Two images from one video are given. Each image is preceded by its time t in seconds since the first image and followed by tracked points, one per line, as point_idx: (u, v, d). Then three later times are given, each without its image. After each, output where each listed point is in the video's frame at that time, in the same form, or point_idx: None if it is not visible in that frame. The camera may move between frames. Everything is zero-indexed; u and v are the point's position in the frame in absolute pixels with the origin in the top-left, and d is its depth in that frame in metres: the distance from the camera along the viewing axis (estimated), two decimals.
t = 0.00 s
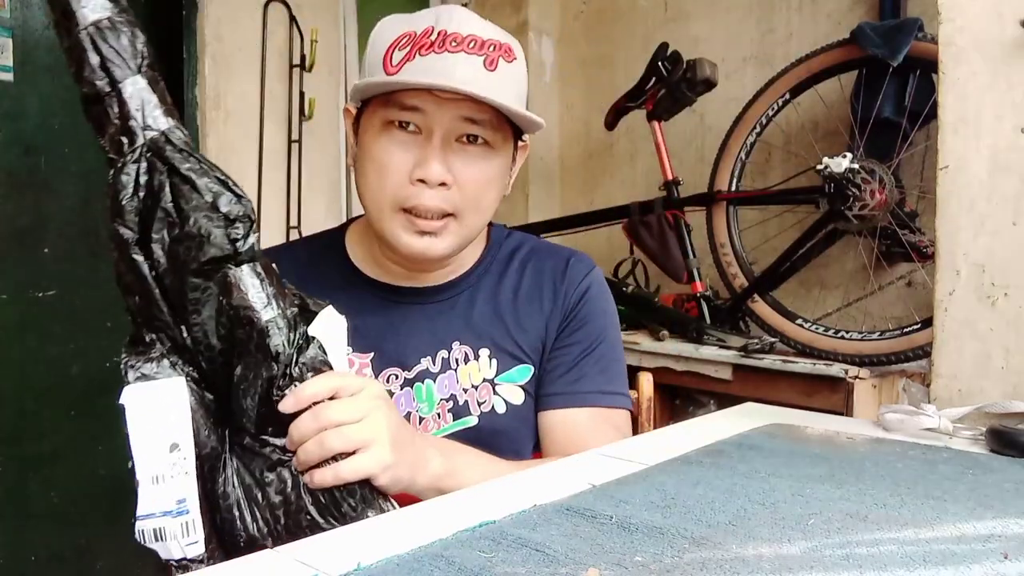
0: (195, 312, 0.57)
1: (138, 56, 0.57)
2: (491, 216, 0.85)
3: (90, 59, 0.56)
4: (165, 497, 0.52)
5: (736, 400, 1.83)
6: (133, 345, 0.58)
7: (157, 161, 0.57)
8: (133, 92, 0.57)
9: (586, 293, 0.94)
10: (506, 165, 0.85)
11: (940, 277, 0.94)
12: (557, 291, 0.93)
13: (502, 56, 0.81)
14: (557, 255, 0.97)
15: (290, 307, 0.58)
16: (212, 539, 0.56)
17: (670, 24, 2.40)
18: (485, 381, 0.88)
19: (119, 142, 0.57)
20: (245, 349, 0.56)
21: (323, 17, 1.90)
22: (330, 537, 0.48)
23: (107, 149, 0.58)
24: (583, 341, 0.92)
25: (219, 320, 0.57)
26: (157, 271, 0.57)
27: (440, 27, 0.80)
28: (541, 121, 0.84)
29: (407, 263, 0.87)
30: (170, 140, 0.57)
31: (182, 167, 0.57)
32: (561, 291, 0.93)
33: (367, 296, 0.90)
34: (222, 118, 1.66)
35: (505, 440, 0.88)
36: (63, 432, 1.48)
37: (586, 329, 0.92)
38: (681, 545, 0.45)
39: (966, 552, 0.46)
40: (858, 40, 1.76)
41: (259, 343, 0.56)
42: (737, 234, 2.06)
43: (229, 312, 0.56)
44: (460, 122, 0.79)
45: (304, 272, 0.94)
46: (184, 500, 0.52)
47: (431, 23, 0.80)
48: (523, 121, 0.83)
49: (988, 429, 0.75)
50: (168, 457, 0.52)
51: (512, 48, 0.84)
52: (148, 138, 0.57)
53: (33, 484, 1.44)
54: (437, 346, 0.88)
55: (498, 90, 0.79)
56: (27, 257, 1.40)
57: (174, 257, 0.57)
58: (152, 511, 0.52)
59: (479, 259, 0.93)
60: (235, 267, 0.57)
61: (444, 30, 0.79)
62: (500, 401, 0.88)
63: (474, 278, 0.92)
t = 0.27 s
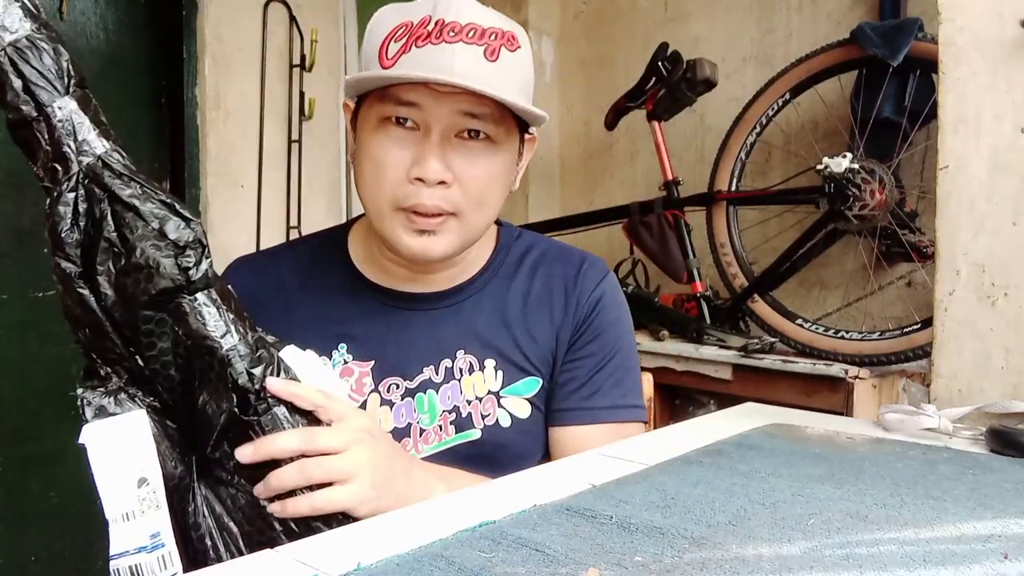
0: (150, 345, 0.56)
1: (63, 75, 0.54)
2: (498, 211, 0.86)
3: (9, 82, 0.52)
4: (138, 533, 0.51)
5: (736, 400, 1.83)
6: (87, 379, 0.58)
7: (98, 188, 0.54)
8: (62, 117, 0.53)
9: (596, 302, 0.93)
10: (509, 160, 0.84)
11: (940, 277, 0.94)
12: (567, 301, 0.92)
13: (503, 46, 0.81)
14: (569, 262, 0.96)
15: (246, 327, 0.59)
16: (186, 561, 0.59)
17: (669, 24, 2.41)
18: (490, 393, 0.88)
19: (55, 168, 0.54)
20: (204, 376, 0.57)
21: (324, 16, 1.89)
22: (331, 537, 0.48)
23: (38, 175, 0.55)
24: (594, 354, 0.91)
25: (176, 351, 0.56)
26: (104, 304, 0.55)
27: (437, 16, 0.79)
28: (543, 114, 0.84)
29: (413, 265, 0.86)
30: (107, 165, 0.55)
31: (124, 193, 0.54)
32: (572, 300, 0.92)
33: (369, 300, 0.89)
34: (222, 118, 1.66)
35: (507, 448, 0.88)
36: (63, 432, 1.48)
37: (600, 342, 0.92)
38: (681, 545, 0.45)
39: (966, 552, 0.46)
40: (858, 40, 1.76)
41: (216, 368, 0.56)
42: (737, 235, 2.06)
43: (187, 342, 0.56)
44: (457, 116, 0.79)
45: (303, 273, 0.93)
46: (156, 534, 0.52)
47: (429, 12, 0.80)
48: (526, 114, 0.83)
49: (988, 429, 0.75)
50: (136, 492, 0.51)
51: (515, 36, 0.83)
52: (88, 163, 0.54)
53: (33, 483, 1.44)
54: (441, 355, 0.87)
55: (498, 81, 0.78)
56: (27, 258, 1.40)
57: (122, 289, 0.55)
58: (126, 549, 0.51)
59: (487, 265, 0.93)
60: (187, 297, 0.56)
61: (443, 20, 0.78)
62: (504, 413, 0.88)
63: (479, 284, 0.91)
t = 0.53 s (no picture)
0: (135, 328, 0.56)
1: (66, 54, 0.56)
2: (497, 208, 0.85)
3: (13, 61, 0.54)
4: (111, 522, 0.51)
5: (736, 400, 1.83)
6: (68, 363, 0.57)
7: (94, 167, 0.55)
8: (63, 95, 0.55)
9: (599, 310, 0.94)
10: (507, 155, 0.85)
11: (940, 277, 0.94)
12: (570, 308, 0.93)
13: (501, 38, 0.80)
14: (571, 268, 0.96)
15: (234, 318, 0.59)
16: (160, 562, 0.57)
17: (670, 24, 2.41)
18: (489, 398, 0.89)
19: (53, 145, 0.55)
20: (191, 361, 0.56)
21: (324, 16, 1.89)
22: (332, 537, 0.48)
23: (35, 154, 0.57)
24: (598, 364, 0.93)
25: (163, 336, 0.56)
26: (93, 283, 0.56)
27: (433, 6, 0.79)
28: (541, 108, 0.84)
29: (409, 265, 0.85)
30: (105, 146, 0.56)
31: (121, 173, 0.56)
32: (575, 307, 0.93)
33: (367, 302, 0.88)
34: (222, 118, 1.66)
35: (505, 452, 0.89)
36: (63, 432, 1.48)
37: (604, 353, 0.93)
38: (681, 545, 0.45)
39: (966, 552, 0.46)
40: (858, 40, 1.76)
41: (206, 353, 0.56)
42: (737, 234, 2.06)
43: (176, 327, 0.56)
44: (454, 108, 0.79)
45: (298, 271, 0.92)
46: (131, 525, 0.52)
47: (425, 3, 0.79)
48: (524, 108, 0.83)
49: (988, 429, 0.75)
50: (114, 478, 0.51)
51: (514, 28, 0.82)
52: (86, 142, 0.56)
53: (33, 483, 1.44)
54: (439, 359, 0.87)
55: (494, 74, 0.78)
56: (27, 258, 1.40)
57: (112, 268, 0.56)
58: (99, 538, 0.51)
59: (486, 265, 0.92)
60: (178, 280, 0.56)
61: (439, 11, 0.78)
62: (503, 419, 0.89)
63: (479, 286, 0.91)
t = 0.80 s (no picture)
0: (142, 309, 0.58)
1: (61, 41, 0.59)
2: (502, 208, 0.86)
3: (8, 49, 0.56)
4: (125, 509, 0.53)
5: (736, 400, 1.83)
6: (73, 350, 0.58)
7: (96, 151, 0.58)
8: (59, 79, 0.57)
9: (600, 315, 0.96)
10: (512, 156, 0.85)
11: (940, 277, 0.94)
12: (572, 313, 0.94)
13: (509, 38, 0.80)
14: (572, 272, 0.97)
15: (242, 301, 0.61)
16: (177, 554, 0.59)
17: (670, 24, 2.40)
18: (493, 400, 0.89)
19: (52, 132, 0.57)
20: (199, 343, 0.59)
21: (324, 16, 1.89)
22: (332, 537, 0.49)
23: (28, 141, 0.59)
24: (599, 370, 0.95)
25: (170, 316, 0.59)
26: (100, 266, 0.58)
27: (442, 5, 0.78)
28: (551, 107, 0.84)
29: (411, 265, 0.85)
30: (104, 130, 0.59)
31: (124, 157, 0.59)
32: (576, 312, 0.94)
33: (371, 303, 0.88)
34: (222, 118, 1.67)
35: (506, 454, 0.89)
36: (63, 432, 1.48)
37: (604, 360, 0.95)
38: (681, 545, 0.45)
39: (966, 552, 0.46)
40: (858, 39, 1.76)
41: (215, 334, 0.59)
42: (737, 234, 2.06)
43: (184, 306, 0.59)
44: (463, 106, 0.79)
45: (298, 267, 0.91)
46: (145, 511, 0.54)
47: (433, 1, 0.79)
48: (533, 106, 0.84)
49: (988, 429, 0.75)
50: (127, 463, 0.53)
51: (520, 29, 0.82)
52: (86, 128, 0.59)
53: (33, 483, 1.45)
54: (443, 360, 0.87)
55: (502, 73, 0.78)
56: (27, 258, 1.40)
57: (121, 249, 0.58)
58: (114, 524, 0.53)
59: (488, 267, 0.92)
60: (185, 259, 0.60)
61: (447, 10, 0.77)
62: (507, 421, 0.89)
63: (482, 287, 0.91)
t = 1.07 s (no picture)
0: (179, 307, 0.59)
1: (100, 32, 0.59)
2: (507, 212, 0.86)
3: (47, 40, 0.57)
4: (156, 506, 0.53)
5: (736, 400, 1.83)
6: (102, 345, 0.58)
7: (138, 144, 0.60)
8: (98, 69, 0.58)
9: (602, 320, 0.96)
10: (517, 161, 0.85)
11: (940, 277, 0.94)
12: (572, 316, 0.94)
13: (519, 43, 0.81)
14: (573, 277, 0.98)
15: (273, 301, 0.64)
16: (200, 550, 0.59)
17: (670, 24, 2.41)
18: (491, 398, 0.88)
19: (91, 123, 0.58)
20: (235, 341, 0.60)
21: (323, 16, 1.89)
22: (332, 536, 0.49)
23: (60, 133, 0.59)
24: (601, 377, 0.95)
25: (207, 314, 0.60)
26: (137, 261, 0.59)
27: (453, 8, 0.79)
28: (559, 115, 0.85)
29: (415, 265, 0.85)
30: (142, 125, 0.60)
31: (164, 153, 0.61)
32: (577, 315, 0.94)
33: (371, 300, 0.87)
34: (222, 118, 1.67)
35: (505, 452, 0.88)
36: (63, 432, 1.48)
37: (605, 366, 0.96)
38: (681, 545, 0.45)
39: (966, 552, 0.46)
40: (858, 40, 1.76)
41: (254, 334, 0.61)
42: (737, 234, 2.06)
43: (221, 305, 0.60)
44: (472, 109, 0.79)
45: (298, 264, 0.90)
46: (174, 508, 0.54)
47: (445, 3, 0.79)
48: (542, 113, 0.84)
49: (988, 429, 0.75)
50: (158, 460, 0.53)
51: (529, 34, 0.83)
52: (126, 121, 0.60)
53: (33, 483, 1.44)
54: (442, 359, 0.87)
55: (511, 78, 0.79)
56: (27, 258, 1.40)
57: (162, 245, 0.59)
58: (145, 522, 0.53)
59: (489, 269, 0.93)
60: (225, 258, 0.62)
61: (459, 13, 0.78)
62: (505, 419, 0.88)
63: (482, 288, 0.91)
